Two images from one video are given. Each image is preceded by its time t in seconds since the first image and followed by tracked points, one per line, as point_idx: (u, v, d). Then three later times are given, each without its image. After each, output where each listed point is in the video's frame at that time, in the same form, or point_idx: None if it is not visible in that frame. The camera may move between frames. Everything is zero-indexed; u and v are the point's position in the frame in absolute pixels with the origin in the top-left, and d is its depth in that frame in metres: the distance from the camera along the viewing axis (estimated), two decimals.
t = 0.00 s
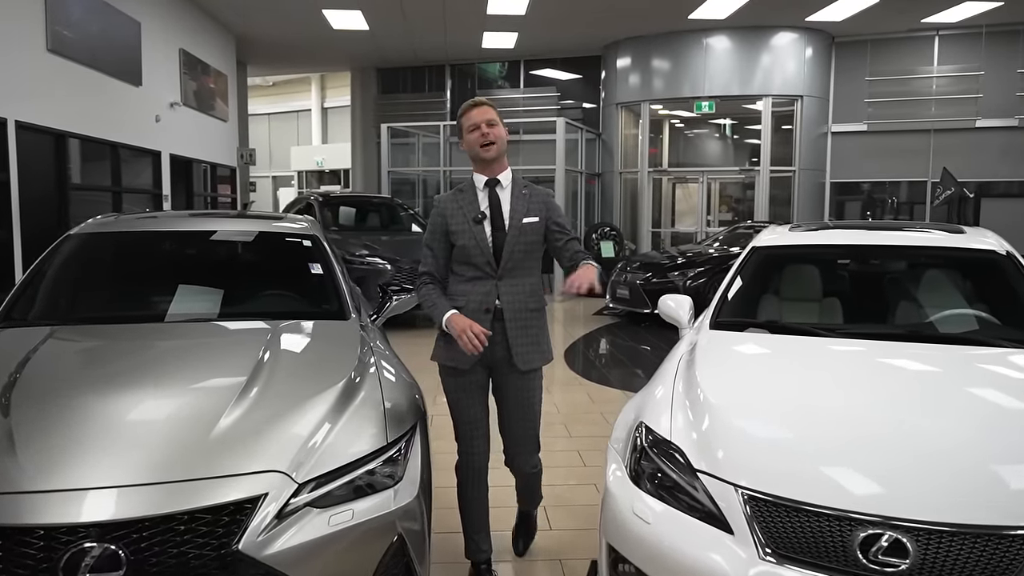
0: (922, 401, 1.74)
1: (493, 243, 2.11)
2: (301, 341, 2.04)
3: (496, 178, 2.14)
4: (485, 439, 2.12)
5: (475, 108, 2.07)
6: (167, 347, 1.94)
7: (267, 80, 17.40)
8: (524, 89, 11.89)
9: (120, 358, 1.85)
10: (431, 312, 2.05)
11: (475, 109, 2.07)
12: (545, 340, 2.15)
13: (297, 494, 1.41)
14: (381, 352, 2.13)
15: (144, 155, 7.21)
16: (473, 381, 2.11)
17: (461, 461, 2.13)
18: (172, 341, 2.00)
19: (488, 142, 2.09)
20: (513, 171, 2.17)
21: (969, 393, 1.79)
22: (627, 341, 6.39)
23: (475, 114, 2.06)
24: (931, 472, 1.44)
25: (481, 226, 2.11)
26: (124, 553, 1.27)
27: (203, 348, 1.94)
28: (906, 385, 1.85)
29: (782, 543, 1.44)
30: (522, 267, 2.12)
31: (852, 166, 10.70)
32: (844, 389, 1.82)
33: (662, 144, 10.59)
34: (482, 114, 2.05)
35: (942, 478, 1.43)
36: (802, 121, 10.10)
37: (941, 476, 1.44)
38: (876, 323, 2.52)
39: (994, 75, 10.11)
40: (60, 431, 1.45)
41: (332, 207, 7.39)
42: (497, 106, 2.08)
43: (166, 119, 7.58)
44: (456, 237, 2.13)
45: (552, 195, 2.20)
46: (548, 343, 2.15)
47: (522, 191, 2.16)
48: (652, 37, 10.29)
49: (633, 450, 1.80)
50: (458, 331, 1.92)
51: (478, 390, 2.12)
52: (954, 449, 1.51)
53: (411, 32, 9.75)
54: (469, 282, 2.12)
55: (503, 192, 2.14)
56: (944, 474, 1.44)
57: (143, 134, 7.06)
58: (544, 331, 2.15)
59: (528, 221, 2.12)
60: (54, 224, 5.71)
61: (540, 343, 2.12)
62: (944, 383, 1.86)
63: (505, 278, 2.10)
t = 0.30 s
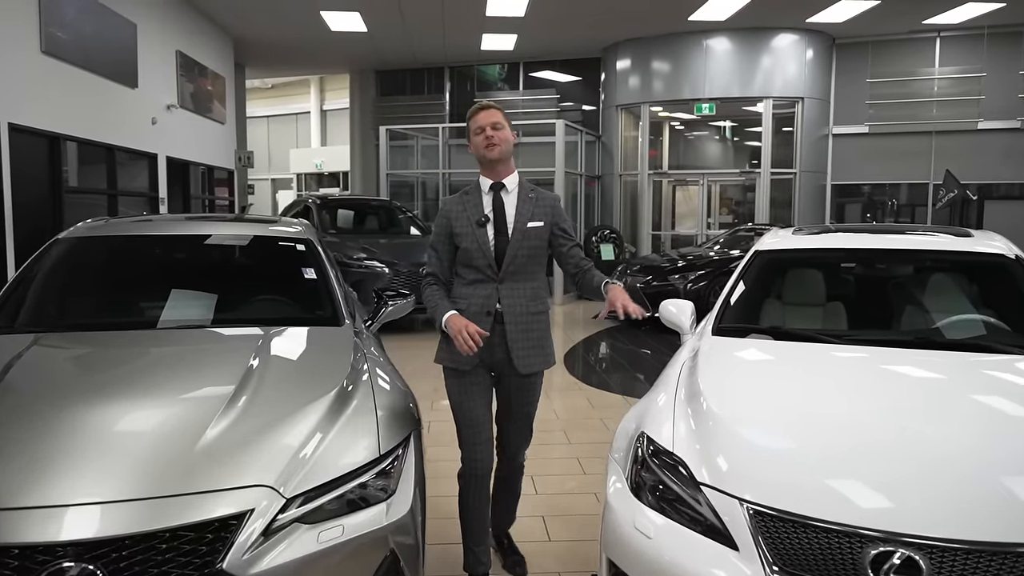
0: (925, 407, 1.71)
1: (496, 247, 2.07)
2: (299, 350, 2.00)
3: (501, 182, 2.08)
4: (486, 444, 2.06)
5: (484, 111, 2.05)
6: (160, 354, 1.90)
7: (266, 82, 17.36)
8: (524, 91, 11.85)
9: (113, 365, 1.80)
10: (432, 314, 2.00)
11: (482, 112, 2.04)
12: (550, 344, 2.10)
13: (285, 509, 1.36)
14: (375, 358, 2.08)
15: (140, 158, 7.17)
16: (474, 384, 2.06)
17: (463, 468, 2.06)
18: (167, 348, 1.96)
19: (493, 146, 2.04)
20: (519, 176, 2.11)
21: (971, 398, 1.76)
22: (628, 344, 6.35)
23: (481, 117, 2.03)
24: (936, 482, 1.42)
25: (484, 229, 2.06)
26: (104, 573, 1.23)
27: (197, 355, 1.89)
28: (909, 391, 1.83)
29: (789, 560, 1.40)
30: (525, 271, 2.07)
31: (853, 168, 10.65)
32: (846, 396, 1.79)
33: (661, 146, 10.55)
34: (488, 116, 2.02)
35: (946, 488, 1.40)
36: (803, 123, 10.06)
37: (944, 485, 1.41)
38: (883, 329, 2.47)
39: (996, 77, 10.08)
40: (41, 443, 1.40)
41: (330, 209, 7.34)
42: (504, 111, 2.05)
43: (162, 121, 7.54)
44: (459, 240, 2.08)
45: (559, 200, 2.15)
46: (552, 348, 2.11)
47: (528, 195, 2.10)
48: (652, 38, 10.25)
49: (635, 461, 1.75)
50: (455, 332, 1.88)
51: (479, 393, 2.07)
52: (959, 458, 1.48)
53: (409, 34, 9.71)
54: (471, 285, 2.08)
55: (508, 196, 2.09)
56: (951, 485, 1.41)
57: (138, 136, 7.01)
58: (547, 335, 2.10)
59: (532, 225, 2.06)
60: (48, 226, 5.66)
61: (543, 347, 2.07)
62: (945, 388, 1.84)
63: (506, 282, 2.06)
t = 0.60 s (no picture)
0: (930, 420, 1.67)
1: (498, 254, 1.96)
2: (291, 361, 1.93)
3: (506, 190, 1.99)
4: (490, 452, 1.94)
5: (499, 118, 1.97)
6: (147, 367, 1.84)
7: (265, 84, 17.27)
8: (524, 93, 11.76)
9: (98, 379, 1.75)
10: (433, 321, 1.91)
11: (499, 118, 1.97)
12: (556, 352, 2.00)
13: (265, 538, 1.29)
14: (366, 371, 1.99)
15: (133, 161, 7.07)
16: (485, 394, 1.96)
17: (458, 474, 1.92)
18: (156, 360, 1.90)
19: (501, 153, 1.96)
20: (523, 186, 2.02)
21: (973, 410, 1.73)
22: (629, 350, 6.25)
23: (497, 123, 1.97)
24: (939, 496, 1.39)
25: (485, 236, 1.96)
26: None
27: (186, 368, 1.83)
28: (914, 401, 1.79)
29: None
30: (529, 280, 1.97)
31: (857, 171, 10.55)
32: (852, 410, 1.74)
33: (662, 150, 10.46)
34: (502, 122, 1.95)
35: (954, 504, 1.37)
36: (805, 126, 9.98)
37: (948, 498, 1.38)
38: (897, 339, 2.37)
39: (1001, 80, 9.99)
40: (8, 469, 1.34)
41: (327, 213, 7.26)
42: (521, 119, 1.97)
43: (156, 123, 7.44)
44: (460, 247, 1.98)
45: (562, 209, 2.05)
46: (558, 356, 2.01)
47: (532, 203, 2.00)
48: (653, 41, 10.17)
49: (642, 482, 1.66)
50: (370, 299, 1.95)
51: (489, 400, 1.96)
52: (965, 474, 1.45)
53: (408, 36, 9.61)
54: (473, 293, 1.97)
55: (511, 205, 1.99)
56: (960, 501, 1.38)
57: (131, 136, 6.90)
58: (552, 343, 1.99)
59: (534, 234, 1.96)
60: (37, 229, 5.55)
61: (548, 356, 1.97)
62: (951, 399, 1.80)
63: (509, 291, 1.95)
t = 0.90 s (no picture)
0: (936, 425, 1.63)
1: (503, 255, 1.91)
2: (288, 366, 1.88)
3: (511, 189, 1.93)
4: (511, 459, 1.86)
5: (508, 116, 1.91)
6: (141, 372, 1.79)
7: (264, 86, 17.23)
8: (524, 94, 11.71)
9: (90, 385, 1.70)
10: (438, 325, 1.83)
11: (507, 117, 1.91)
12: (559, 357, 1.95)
13: (256, 556, 1.23)
14: (362, 378, 1.93)
15: (130, 162, 7.02)
16: (492, 400, 1.87)
17: (481, 487, 1.84)
18: (150, 365, 1.85)
19: (511, 152, 1.90)
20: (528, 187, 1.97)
21: (989, 418, 1.67)
22: (631, 352, 6.21)
23: (506, 121, 1.90)
24: (940, 503, 1.36)
25: (491, 236, 1.90)
26: None
27: (180, 374, 1.78)
28: (916, 406, 1.75)
29: None
30: (533, 282, 1.92)
31: (859, 171, 10.50)
32: (861, 417, 1.69)
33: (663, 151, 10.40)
34: (513, 121, 1.89)
35: (957, 512, 1.33)
36: (808, 126, 9.93)
37: (950, 505, 1.35)
38: (908, 344, 2.31)
39: (1005, 80, 9.95)
40: None
41: (326, 214, 7.21)
42: (529, 119, 1.92)
43: (153, 123, 7.39)
44: (464, 248, 1.92)
45: (565, 213, 2.01)
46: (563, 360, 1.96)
47: (535, 206, 1.96)
48: (655, 41, 10.12)
49: (650, 492, 1.61)
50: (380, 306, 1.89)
51: (497, 406, 1.88)
52: (971, 482, 1.41)
53: (408, 36, 9.57)
54: (478, 295, 1.91)
55: (516, 205, 1.94)
56: (967, 511, 1.34)
57: (127, 137, 6.84)
58: (555, 346, 1.94)
59: (538, 237, 1.91)
60: (32, 229, 5.50)
61: (553, 360, 1.92)
62: (960, 404, 1.75)
63: (515, 293, 1.90)
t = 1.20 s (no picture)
0: (942, 433, 1.61)
1: (503, 257, 1.86)
2: (285, 372, 1.84)
3: (510, 190, 1.89)
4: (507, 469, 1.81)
5: (504, 115, 1.88)
6: (133, 377, 1.75)
7: (263, 87, 17.18)
8: (524, 96, 11.67)
9: (83, 390, 1.66)
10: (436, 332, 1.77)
11: (502, 115, 1.87)
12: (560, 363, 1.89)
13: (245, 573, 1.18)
14: (358, 385, 1.88)
15: (126, 164, 6.96)
16: (491, 406, 1.83)
17: (476, 494, 1.79)
18: (144, 370, 1.80)
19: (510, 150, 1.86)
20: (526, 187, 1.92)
21: (1001, 430, 1.62)
22: (631, 355, 6.17)
23: (501, 120, 1.86)
24: (944, 510, 1.34)
25: (490, 238, 1.85)
26: None
27: (172, 381, 1.73)
28: (921, 412, 1.73)
29: None
30: (533, 285, 1.87)
31: (860, 173, 10.45)
32: (868, 425, 1.67)
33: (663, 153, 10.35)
34: (509, 119, 1.85)
35: (963, 519, 1.31)
36: (809, 128, 9.90)
37: (963, 518, 1.31)
38: (916, 349, 2.26)
39: (1007, 81, 9.91)
40: None
41: (324, 216, 7.16)
42: (525, 117, 1.89)
43: (150, 124, 7.35)
44: (463, 250, 1.86)
45: (565, 215, 1.97)
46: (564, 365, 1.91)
47: (536, 207, 1.91)
48: (656, 42, 10.08)
49: (654, 504, 1.56)
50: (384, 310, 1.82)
51: (497, 412, 1.83)
52: (987, 496, 1.37)
53: (407, 37, 9.52)
54: (477, 298, 1.85)
55: (515, 206, 1.90)
56: (976, 520, 1.31)
57: (123, 138, 6.78)
58: (555, 351, 1.88)
59: (540, 238, 1.87)
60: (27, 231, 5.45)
61: (553, 366, 1.87)
62: (967, 411, 1.73)
63: (515, 296, 1.85)
